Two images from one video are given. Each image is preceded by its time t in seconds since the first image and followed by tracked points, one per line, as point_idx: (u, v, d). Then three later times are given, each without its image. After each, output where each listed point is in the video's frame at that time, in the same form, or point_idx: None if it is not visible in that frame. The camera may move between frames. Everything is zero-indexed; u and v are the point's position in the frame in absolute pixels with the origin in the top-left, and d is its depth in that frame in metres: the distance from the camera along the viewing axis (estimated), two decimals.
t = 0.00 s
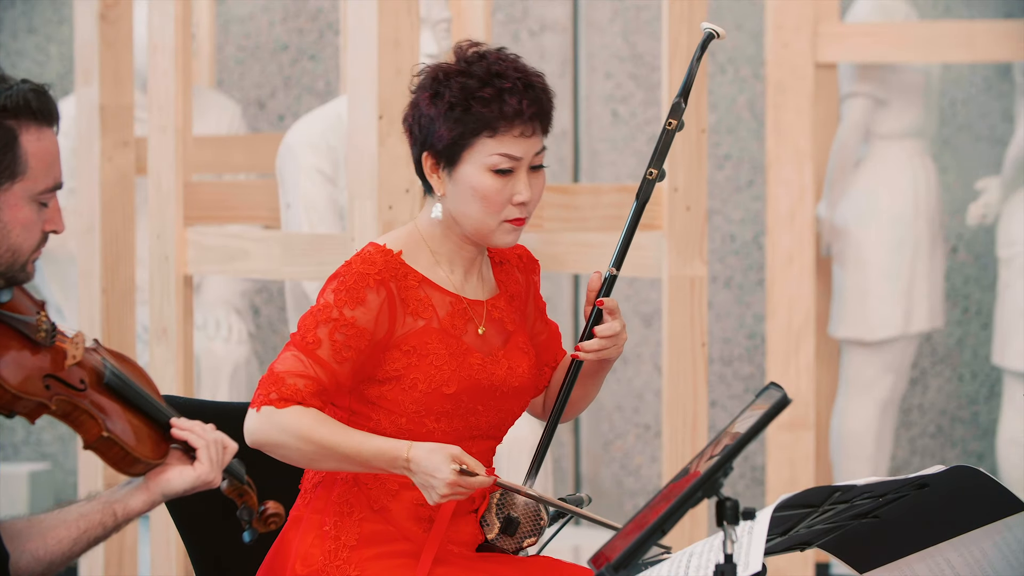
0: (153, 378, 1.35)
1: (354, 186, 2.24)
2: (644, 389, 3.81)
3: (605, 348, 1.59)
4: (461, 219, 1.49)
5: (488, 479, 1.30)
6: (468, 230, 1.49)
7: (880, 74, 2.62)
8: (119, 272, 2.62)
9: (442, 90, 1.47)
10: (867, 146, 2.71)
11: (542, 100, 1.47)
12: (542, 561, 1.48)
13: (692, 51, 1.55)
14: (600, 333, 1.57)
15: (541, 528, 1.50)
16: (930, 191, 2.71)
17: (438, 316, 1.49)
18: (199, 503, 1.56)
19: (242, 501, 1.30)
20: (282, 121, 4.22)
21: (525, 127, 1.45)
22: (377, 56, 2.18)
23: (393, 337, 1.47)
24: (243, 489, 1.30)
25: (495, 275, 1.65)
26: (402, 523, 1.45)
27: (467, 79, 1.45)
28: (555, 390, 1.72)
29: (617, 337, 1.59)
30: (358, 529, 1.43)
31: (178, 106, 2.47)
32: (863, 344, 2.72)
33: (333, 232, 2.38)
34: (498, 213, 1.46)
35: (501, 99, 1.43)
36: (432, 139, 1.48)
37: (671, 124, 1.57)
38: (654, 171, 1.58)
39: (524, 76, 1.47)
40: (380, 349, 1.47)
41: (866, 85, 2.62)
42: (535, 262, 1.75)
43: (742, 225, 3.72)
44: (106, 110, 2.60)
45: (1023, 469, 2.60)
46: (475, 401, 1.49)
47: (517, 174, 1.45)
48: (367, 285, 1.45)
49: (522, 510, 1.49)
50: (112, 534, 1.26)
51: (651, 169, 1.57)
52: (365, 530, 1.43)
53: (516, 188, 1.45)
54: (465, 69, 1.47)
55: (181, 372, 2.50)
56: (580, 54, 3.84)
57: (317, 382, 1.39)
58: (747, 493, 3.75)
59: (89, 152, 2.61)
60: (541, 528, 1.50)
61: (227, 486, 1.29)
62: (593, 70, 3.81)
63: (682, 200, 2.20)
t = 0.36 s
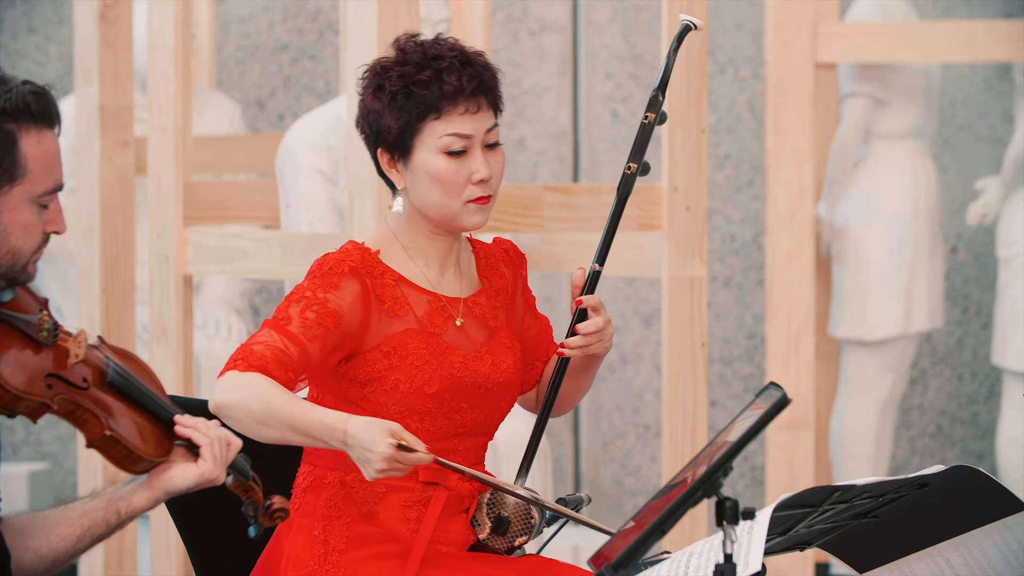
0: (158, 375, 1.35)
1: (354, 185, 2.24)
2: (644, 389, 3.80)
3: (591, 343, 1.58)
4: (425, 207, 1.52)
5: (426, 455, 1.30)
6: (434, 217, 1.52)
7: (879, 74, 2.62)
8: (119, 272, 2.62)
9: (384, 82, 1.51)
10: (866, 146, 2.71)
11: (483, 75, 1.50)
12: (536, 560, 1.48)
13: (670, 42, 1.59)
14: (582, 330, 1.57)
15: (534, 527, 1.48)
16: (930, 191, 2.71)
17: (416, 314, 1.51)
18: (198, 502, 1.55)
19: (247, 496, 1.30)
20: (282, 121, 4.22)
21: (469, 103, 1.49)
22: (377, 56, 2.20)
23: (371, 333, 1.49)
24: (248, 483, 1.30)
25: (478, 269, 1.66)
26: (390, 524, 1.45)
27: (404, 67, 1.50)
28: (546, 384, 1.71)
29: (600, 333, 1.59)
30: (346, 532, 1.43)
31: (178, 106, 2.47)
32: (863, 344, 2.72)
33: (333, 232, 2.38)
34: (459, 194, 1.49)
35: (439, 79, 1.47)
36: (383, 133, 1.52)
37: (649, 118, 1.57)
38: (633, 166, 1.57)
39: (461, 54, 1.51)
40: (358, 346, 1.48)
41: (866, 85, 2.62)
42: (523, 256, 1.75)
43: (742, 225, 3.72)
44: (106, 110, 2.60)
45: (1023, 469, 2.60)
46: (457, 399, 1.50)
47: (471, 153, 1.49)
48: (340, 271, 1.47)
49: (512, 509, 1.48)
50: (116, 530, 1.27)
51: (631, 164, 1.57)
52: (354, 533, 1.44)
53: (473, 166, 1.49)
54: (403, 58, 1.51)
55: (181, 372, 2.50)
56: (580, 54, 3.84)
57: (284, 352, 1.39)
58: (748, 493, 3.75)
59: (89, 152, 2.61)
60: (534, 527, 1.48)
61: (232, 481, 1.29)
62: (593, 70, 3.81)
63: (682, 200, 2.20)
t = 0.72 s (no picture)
0: (164, 375, 1.34)
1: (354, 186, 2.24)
2: (644, 389, 3.76)
3: (575, 340, 1.57)
4: (388, 211, 1.49)
5: (321, 416, 1.23)
6: (398, 220, 1.49)
7: (879, 74, 2.63)
8: (119, 272, 2.62)
9: (331, 92, 1.49)
10: (866, 146, 2.72)
11: (429, 73, 1.47)
12: (529, 560, 1.47)
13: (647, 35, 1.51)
14: (564, 327, 1.55)
15: (524, 524, 1.47)
16: (930, 191, 2.71)
17: (392, 317, 1.47)
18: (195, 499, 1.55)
19: (252, 491, 1.25)
20: (282, 120, 4.22)
21: (416, 104, 1.45)
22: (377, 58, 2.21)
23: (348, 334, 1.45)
24: (253, 479, 1.26)
25: (461, 269, 1.62)
26: (378, 522, 1.44)
27: (348, 74, 1.47)
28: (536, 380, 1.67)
29: (585, 329, 1.57)
30: (333, 534, 1.42)
31: (178, 106, 2.47)
32: (863, 343, 2.72)
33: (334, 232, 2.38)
34: (419, 196, 1.46)
35: (382, 84, 1.44)
36: (338, 142, 1.50)
37: (627, 111, 1.51)
38: (614, 159, 1.51)
39: (404, 54, 1.48)
40: (334, 348, 1.45)
41: (866, 85, 2.62)
42: (508, 255, 1.71)
43: (742, 225, 3.72)
44: (106, 110, 2.60)
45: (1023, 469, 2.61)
46: (437, 399, 1.47)
47: (425, 154, 1.46)
48: (315, 272, 1.45)
49: (503, 506, 1.47)
50: (120, 527, 1.27)
51: (611, 158, 1.51)
52: (343, 535, 1.43)
53: (429, 166, 1.46)
54: (348, 66, 1.49)
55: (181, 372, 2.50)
56: (580, 54, 3.84)
57: (255, 331, 1.36)
58: (748, 493, 3.75)
59: (89, 152, 2.61)
60: (524, 524, 1.47)
61: (236, 476, 1.25)
62: (593, 70, 3.81)
63: (682, 200, 2.20)
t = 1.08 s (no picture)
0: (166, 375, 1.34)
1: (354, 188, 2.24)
2: (644, 389, 3.79)
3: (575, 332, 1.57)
4: (382, 208, 1.49)
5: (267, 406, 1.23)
6: (392, 217, 1.49)
7: (879, 74, 2.63)
8: (119, 272, 2.62)
9: (335, 85, 1.48)
10: (866, 146, 2.72)
11: (435, 75, 1.48)
12: (529, 555, 1.48)
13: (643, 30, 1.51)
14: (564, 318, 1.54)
15: (522, 516, 1.48)
16: (929, 191, 2.71)
17: (385, 309, 1.48)
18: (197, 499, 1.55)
19: (253, 488, 1.25)
20: (282, 120, 4.22)
21: (421, 104, 1.46)
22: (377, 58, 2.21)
23: (346, 329, 1.45)
24: (254, 476, 1.25)
25: (441, 267, 1.63)
26: (377, 515, 1.44)
27: (356, 69, 1.46)
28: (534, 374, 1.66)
29: (584, 320, 1.57)
30: (332, 529, 1.42)
31: (178, 106, 2.47)
32: (863, 344, 2.72)
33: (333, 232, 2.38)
34: (416, 194, 1.46)
35: (391, 80, 1.44)
36: (337, 135, 1.49)
37: (624, 104, 1.50)
38: (610, 153, 1.50)
39: (412, 54, 1.48)
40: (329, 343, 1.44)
41: (866, 85, 2.62)
42: (485, 255, 1.72)
43: (742, 225, 3.72)
44: (106, 110, 2.60)
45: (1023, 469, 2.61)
46: (432, 388, 1.47)
47: (425, 153, 1.46)
48: (311, 271, 1.45)
49: (502, 500, 1.47)
50: (121, 524, 1.26)
51: (608, 151, 1.50)
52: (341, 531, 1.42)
53: (428, 166, 1.46)
54: (353, 60, 1.48)
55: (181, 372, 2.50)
56: (580, 54, 3.84)
57: (286, 348, 1.33)
58: (748, 493, 3.75)
59: (89, 152, 2.61)
60: (522, 516, 1.47)
61: (237, 473, 1.24)
62: (593, 70, 3.80)
63: (682, 200, 2.20)
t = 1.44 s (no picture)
0: (163, 374, 1.34)
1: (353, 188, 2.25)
2: (644, 389, 3.79)
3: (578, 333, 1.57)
4: (380, 196, 1.48)
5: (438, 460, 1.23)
6: (389, 205, 1.48)
7: (880, 74, 2.63)
8: (119, 272, 2.62)
9: (335, 73, 1.48)
10: (866, 146, 2.71)
11: (433, 63, 1.49)
12: (532, 555, 1.48)
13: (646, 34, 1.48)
14: (565, 316, 1.53)
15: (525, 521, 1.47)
16: (930, 191, 2.71)
17: (383, 303, 1.47)
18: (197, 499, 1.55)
19: (253, 487, 1.27)
20: (282, 120, 4.22)
21: (421, 89, 1.47)
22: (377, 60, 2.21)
23: (345, 327, 1.44)
24: (253, 475, 1.27)
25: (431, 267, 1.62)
26: (381, 513, 1.44)
27: (355, 55, 1.48)
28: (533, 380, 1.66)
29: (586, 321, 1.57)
30: (334, 527, 1.42)
31: (178, 106, 2.47)
32: (863, 343, 2.72)
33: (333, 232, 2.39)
34: (414, 178, 1.46)
35: (392, 65, 1.45)
36: (335, 123, 1.49)
37: (627, 108, 1.49)
38: (613, 156, 1.49)
39: (410, 43, 1.49)
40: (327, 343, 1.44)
41: (866, 85, 2.62)
42: (475, 263, 1.71)
43: (742, 225, 3.72)
44: (106, 110, 2.60)
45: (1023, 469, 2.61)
46: (431, 379, 1.47)
47: (423, 138, 1.46)
48: (312, 279, 1.42)
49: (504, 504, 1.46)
50: (119, 524, 1.26)
51: (610, 154, 1.49)
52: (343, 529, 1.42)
53: (426, 150, 1.46)
54: (353, 49, 1.49)
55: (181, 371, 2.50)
56: (580, 54, 3.84)
57: (307, 393, 1.35)
58: (748, 493, 3.75)
59: (89, 152, 2.61)
60: (525, 520, 1.47)
61: (237, 473, 1.26)
62: (593, 70, 3.80)
63: (682, 200, 2.20)
